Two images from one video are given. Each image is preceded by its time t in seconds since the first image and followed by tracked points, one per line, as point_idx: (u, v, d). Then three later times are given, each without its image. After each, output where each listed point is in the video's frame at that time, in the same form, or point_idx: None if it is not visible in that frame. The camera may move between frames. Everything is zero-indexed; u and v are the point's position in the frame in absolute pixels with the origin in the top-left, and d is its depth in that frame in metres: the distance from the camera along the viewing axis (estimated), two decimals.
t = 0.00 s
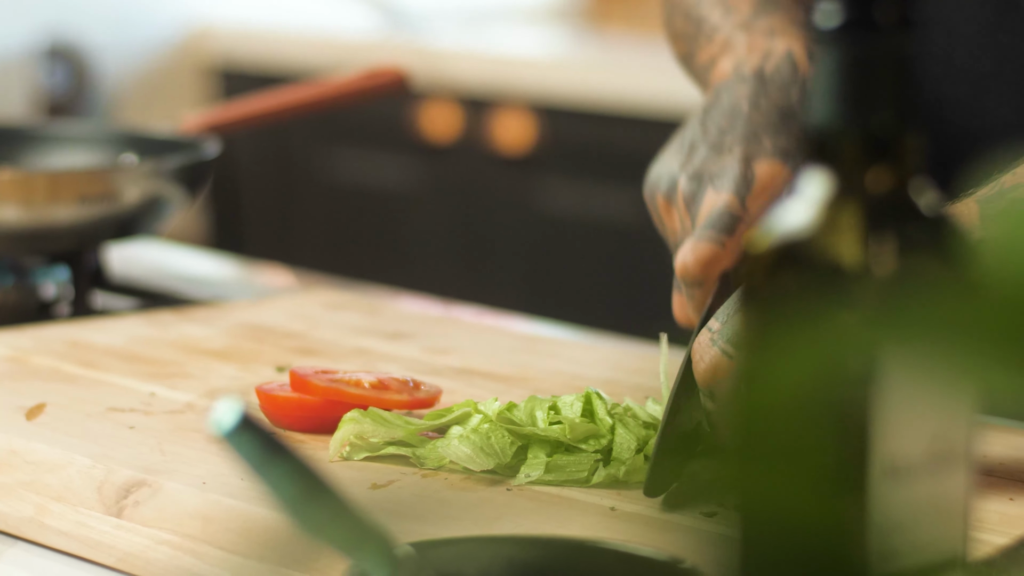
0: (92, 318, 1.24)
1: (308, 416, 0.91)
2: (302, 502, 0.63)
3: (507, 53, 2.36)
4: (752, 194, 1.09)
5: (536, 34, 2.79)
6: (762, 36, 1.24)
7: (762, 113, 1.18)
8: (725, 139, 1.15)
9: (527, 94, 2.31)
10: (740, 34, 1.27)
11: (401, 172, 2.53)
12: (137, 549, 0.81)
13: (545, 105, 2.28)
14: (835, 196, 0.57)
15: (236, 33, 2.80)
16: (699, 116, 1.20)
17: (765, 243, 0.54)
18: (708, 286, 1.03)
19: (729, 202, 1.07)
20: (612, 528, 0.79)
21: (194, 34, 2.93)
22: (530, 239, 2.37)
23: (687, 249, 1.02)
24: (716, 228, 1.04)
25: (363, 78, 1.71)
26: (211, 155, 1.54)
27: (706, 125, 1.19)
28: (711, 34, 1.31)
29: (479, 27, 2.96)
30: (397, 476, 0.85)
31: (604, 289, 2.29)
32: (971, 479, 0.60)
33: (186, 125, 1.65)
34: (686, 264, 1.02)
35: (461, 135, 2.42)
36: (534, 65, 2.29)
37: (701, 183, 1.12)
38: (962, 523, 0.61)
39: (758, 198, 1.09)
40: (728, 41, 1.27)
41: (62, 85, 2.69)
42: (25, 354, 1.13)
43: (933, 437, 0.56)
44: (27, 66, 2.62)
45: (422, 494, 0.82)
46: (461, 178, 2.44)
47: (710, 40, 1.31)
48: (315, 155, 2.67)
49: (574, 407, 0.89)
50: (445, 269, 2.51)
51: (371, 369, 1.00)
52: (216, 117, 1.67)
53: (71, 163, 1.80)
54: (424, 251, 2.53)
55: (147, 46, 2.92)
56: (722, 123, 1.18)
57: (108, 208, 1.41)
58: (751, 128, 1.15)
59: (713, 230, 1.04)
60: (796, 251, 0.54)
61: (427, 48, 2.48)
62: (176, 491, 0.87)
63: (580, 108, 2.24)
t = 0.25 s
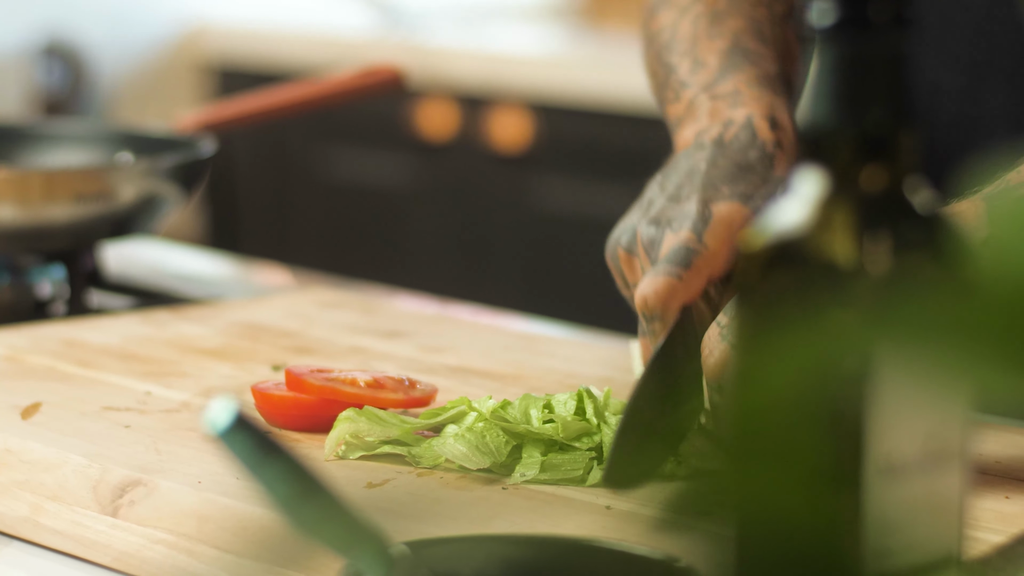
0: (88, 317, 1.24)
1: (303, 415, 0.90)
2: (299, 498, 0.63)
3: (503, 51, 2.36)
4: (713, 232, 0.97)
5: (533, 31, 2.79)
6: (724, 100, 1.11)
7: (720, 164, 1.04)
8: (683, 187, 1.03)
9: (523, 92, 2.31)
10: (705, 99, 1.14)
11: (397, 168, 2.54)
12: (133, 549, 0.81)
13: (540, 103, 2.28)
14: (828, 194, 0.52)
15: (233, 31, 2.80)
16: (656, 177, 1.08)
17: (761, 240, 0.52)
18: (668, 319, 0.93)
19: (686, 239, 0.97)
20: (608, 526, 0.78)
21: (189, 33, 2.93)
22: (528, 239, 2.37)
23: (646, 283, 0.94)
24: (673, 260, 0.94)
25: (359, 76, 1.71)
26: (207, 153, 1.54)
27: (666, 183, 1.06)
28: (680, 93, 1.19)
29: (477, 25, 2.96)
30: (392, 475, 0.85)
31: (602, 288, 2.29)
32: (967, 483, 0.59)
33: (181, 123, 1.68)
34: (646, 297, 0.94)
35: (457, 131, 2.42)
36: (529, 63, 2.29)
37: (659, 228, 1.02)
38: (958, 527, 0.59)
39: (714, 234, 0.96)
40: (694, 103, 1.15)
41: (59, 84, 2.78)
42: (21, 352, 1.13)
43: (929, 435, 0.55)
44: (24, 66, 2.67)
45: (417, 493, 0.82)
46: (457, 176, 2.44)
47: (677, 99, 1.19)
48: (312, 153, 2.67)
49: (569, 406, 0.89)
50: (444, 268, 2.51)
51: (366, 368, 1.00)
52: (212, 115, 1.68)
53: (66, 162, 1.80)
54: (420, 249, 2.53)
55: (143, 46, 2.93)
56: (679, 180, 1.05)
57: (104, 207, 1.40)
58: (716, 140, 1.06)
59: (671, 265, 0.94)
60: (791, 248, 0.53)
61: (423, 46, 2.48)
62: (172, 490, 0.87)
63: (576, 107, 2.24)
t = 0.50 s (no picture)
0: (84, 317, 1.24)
1: (300, 414, 0.91)
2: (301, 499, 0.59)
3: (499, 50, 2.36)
4: (743, 126, 1.04)
5: (530, 29, 2.78)
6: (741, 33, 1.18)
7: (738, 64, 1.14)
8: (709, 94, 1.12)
9: (520, 90, 2.31)
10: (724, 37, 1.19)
11: (396, 168, 2.52)
12: (130, 548, 0.81)
13: (537, 102, 2.28)
14: (826, 192, 0.51)
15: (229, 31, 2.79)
16: (678, 70, 1.17)
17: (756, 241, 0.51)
18: (708, 213, 1.02)
19: (718, 133, 1.04)
20: (604, 526, 0.78)
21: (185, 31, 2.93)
22: (524, 237, 2.37)
23: (682, 180, 1.02)
24: (707, 157, 1.02)
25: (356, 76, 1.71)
26: (203, 151, 1.54)
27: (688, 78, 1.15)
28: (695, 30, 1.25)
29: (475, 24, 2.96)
30: (389, 474, 0.85)
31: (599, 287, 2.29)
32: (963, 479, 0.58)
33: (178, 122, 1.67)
34: (682, 195, 1.01)
35: (453, 131, 2.41)
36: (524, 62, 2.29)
37: (686, 122, 1.11)
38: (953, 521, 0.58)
39: (743, 126, 1.04)
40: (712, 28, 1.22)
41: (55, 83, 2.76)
42: (18, 351, 1.13)
43: (923, 431, 0.54)
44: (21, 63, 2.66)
45: (414, 492, 0.82)
46: (452, 173, 2.44)
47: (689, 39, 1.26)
48: (309, 153, 2.68)
49: (566, 405, 0.89)
50: (440, 267, 2.52)
51: (363, 367, 1.00)
52: (207, 115, 1.67)
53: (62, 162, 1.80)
54: (417, 245, 2.54)
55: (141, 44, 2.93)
56: (703, 74, 1.14)
57: (100, 207, 1.40)
58: (732, 75, 1.11)
59: (705, 161, 1.02)
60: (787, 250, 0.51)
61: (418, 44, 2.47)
62: (169, 490, 0.87)
63: (573, 105, 2.24)
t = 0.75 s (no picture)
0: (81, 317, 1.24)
1: (299, 415, 0.91)
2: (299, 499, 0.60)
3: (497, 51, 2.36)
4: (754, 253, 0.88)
5: (525, 30, 2.79)
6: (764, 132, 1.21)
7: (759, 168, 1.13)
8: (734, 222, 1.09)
9: (517, 91, 2.32)
10: (746, 126, 1.24)
11: (394, 165, 2.53)
12: (130, 548, 0.81)
13: (535, 104, 2.29)
14: (825, 195, 0.52)
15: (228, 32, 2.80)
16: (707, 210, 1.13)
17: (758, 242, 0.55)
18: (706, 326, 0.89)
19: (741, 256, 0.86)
20: (603, 526, 0.79)
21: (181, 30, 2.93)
22: (519, 236, 2.38)
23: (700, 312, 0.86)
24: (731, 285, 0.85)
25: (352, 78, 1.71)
26: (201, 152, 1.54)
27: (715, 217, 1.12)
28: (716, 115, 1.29)
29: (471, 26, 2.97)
30: (388, 475, 0.86)
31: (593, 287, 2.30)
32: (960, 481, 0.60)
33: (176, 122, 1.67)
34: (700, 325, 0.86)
35: (450, 131, 2.42)
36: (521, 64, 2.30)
37: (710, 259, 1.05)
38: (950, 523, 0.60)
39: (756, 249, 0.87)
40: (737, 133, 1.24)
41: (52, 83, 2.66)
42: (15, 351, 1.13)
43: (922, 434, 0.55)
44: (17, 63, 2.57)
45: (413, 492, 0.83)
46: (448, 173, 2.45)
47: (714, 121, 1.29)
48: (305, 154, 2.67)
49: (563, 404, 0.90)
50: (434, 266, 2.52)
51: (362, 367, 1.00)
52: (205, 115, 1.68)
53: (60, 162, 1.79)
54: (411, 243, 2.54)
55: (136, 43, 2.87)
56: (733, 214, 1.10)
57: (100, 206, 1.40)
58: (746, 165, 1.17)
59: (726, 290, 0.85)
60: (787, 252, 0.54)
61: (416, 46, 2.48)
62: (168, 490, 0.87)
63: (571, 107, 2.26)
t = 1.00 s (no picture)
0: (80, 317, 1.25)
1: (298, 416, 0.92)
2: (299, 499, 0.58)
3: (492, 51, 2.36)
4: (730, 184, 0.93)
5: (520, 30, 2.80)
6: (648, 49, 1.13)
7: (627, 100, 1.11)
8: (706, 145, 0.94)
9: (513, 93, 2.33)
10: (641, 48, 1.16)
11: (387, 169, 2.55)
12: (129, 549, 0.81)
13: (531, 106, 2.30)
14: (828, 197, 0.52)
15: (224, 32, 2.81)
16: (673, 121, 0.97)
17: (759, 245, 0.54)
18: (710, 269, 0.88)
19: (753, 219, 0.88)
20: (603, 527, 0.80)
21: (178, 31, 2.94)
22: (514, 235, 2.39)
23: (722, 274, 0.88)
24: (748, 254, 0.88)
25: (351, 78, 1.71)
26: (198, 153, 1.55)
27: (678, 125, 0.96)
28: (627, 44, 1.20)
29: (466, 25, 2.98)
30: (388, 476, 0.86)
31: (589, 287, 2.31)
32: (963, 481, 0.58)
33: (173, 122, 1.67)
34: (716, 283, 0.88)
35: (446, 131, 2.42)
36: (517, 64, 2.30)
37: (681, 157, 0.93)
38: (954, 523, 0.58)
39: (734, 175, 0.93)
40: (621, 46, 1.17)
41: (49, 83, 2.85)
42: (15, 351, 1.13)
43: (925, 439, 0.54)
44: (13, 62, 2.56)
45: (413, 494, 0.83)
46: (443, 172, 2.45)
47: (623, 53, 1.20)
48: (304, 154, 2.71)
49: (561, 405, 0.91)
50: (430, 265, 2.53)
51: (362, 369, 1.01)
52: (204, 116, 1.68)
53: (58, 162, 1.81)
54: (407, 242, 2.55)
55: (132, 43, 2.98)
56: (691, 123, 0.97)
57: (99, 207, 1.41)
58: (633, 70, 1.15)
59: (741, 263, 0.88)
60: (787, 257, 0.53)
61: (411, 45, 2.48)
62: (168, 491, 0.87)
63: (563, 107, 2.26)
